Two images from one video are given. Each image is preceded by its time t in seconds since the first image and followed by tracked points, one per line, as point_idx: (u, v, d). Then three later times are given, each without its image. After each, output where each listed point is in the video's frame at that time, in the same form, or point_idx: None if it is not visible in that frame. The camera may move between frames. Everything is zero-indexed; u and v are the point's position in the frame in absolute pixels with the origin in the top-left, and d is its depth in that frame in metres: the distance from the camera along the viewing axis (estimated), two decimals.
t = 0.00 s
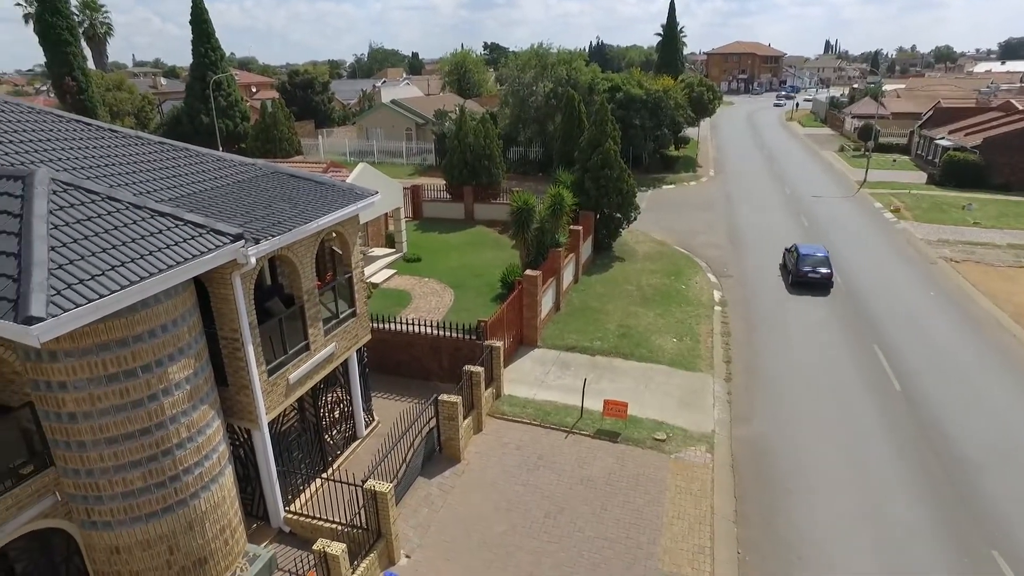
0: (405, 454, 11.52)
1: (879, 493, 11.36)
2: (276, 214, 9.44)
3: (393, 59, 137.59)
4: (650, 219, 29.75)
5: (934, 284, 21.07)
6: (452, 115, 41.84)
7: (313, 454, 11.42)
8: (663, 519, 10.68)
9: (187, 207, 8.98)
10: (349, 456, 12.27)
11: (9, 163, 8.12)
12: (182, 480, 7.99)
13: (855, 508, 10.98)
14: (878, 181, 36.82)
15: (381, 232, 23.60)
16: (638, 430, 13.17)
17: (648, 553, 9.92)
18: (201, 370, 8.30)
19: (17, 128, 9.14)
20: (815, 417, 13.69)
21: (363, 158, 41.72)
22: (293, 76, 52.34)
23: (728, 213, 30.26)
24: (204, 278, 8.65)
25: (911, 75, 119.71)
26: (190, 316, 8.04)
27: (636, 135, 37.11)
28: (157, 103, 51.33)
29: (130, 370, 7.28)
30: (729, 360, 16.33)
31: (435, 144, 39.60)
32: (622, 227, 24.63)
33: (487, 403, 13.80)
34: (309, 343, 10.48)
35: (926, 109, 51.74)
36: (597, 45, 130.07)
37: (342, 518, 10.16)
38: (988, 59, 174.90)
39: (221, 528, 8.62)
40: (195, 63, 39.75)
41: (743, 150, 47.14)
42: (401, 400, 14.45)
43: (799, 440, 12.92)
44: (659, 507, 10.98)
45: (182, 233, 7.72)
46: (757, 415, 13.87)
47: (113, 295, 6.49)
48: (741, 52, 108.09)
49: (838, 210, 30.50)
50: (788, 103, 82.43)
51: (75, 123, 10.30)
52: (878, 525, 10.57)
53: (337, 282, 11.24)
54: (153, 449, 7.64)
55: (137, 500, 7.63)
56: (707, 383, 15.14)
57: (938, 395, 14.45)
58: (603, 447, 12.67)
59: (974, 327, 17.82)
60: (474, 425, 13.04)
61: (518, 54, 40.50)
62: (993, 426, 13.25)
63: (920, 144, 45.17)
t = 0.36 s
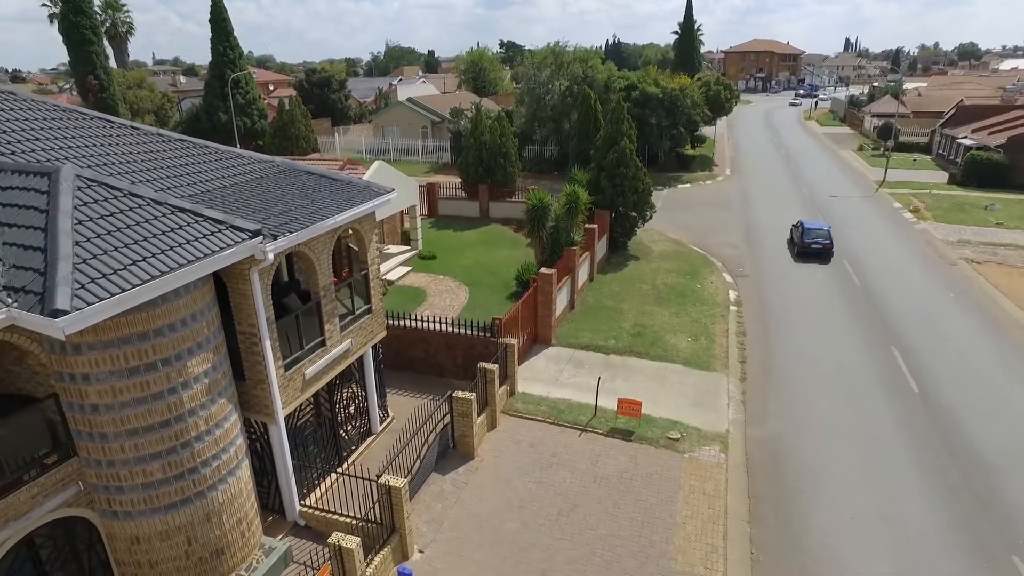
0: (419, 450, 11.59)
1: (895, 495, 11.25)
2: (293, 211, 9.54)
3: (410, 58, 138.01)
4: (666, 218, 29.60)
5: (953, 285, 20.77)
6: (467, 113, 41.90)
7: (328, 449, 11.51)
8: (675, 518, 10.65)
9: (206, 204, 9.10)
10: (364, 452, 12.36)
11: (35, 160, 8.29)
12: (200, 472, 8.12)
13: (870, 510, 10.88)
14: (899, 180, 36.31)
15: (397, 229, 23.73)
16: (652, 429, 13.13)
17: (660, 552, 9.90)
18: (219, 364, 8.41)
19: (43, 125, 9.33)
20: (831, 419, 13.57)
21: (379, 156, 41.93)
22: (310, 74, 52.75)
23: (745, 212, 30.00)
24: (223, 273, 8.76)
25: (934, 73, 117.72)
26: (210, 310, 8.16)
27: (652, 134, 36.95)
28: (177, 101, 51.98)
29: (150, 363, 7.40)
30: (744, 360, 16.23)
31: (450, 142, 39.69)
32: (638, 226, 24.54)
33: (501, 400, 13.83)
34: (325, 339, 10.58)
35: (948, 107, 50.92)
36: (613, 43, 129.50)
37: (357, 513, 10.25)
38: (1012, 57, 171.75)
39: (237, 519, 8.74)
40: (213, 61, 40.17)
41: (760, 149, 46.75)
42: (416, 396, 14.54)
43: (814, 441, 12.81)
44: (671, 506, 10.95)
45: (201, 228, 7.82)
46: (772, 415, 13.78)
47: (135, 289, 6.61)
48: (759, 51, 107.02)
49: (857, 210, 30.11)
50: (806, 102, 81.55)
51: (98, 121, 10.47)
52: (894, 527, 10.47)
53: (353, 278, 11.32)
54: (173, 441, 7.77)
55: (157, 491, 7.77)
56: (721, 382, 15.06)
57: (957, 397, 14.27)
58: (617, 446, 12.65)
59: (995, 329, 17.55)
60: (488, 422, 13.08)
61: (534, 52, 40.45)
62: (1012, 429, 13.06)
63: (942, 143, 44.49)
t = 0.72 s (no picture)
0: (435, 447, 11.63)
1: (913, 497, 11.11)
2: (312, 207, 9.61)
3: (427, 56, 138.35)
4: (682, 217, 29.39)
5: (976, 287, 20.42)
6: (483, 111, 41.90)
7: (344, 445, 11.59)
8: (690, 518, 10.59)
9: (226, 200, 9.20)
10: (379, 448, 12.43)
11: (60, 156, 8.42)
12: (218, 465, 8.22)
13: (888, 512, 10.75)
14: (921, 180, 35.74)
15: (413, 227, 23.83)
16: (667, 429, 13.06)
17: (675, 552, 9.85)
18: (238, 359, 8.50)
19: (67, 122, 9.48)
20: (850, 420, 13.40)
21: (396, 154, 42.11)
22: (328, 73, 53.10)
23: (762, 212, 29.72)
24: (242, 269, 8.85)
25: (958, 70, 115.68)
26: (229, 306, 8.24)
27: (669, 133, 36.73)
28: (196, 99, 52.60)
29: (170, 357, 7.50)
30: (761, 361, 16.08)
31: (467, 140, 39.73)
32: (654, 225, 24.41)
33: (516, 398, 13.84)
34: (342, 335, 10.66)
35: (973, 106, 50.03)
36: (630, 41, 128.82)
37: (372, 508, 10.31)
38: None
39: (254, 513, 8.83)
40: (233, 59, 40.54)
41: (779, 148, 46.27)
42: (431, 393, 14.59)
43: (831, 442, 12.67)
44: (686, 506, 10.89)
45: (222, 224, 7.91)
46: (789, 416, 13.65)
47: (157, 284, 6.70)
48: (778, 49, 105.83)
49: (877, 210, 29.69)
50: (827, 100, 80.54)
51: (121, 118, 10.61)
52: (912, 531, 10.31)
53: (370, 275, 11.39)
54: (192, 435, 7.87)
55: (176, 483, 7.88)
56: (737, 383, 14.95)
57: (978, 400, 14.04)
58: (632, 446, 12.60)
59: (1018, 332, 17.24)
60: (503, 420, 13.09)
61: (551, 50, 40.37)
62: None
63: (965, 143, 43.75)
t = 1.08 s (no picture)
0: (450, 445, 11.66)
1: (931, 501, 10.95)
2: (330, 204, 9.67)
3: (444, 53, 138.53)
4: (699, 217, 29.17)
5: (1000, 290, 20.04)
6: (500, 109, 41.88)
7: (359, 441, 11.65)
8: (705, 519, 10.52)
9: (245, 197, 9.28)
10: (394, 444, 12.49)
11: (84, 153, 8.56)
12: (236, 460, 8.30)
13: (907, 515, 10.60)
14: (943, 180, 35.13)
15: (430, 224, 23.92)
16: (683, 429, 12.99)
17: (689, 553, 9.79)
18: (256, 355, 8.57)
19: (92, 119, 9.63)
20: (868, 423, 13.23)
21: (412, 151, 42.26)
22: (346, 71, 53.43)
23: (780, 212, 29.43)
24: (261, 266, 8.94)
25: (983, 68, 113.62)
26: (248, 301, 8.32)
27: (686, 132, 36.51)
28: (216, 96, 53.24)
29: (190, 352, 7.59)
30: (778, 362, 15.92)
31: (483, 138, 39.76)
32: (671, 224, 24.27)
33: (532, 397, 13.83)
34: (359, 331, 10.72)
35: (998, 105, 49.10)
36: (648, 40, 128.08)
37: (387, 504, 10.37)
38: None
39: (270, 507, 8.91)
40: (252, 57, 40.90)
41: (798, 148, 45.76)
42: (446, 390, 14.63)
43: (849, 445, 12.51)
44: (700, 507, 10.82)
45: (241, 221, 7.98)
46: (805, 417, 13.50)
47: (178, 280, 6.78)
48: (798, 47, 104.58)
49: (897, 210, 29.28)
50: (847, 99, 79.46)
51: (143, 115, 10.74)
52: (931, 535, 10.16)
53: (387, 272, 11.44)
54: (210, 429, 7.96)
55: (194, 477, 7.98)
56: (753, 383, 14.82)
57: (1000, 403, 13.80)
58: (647, 446, 12.54)
59: None
60: (518, 418, 13.09)
61: (568, 48, 40.26)
62: None
63: (990, 142, 42.95)
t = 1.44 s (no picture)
0: (464, 441, 11.69)
1: (952, 505, 10.78)
2: (348, 201, 9.73)
3: (461, 51, 138.63)
4: (717, 216, 28.94)
5: None
6: (517, 107, 41.87)
7: (375, 437, 11.72)
8: (720, 520, 10.44)
9: (264, 193, 9.37)
10: (409, 441, 12.54)
11: (108, 150, 8.70)
12: (253, 453, 8.40)
13: (926, 519, 10.45)
14: (967, 180, 34.50)
15: (446, 222, 23.99)
16: (698, 429, 12.90)
17: (703, 553, 9.73)
18: (274, 349, 8.66)
19: (115, 117, 9.77)
20: (887, 425, 13.06)
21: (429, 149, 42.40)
22: (363, 68, 53.72)
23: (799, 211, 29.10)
24: (279, 262, 9.01)
25: (1009, 67, 111.37)
26: (266, 297, 8.40)
27: (704, 131, 36.25)
28: (235, 94, 53.79)
29: (209, 346, 7.68)
30: (796, 363, 15.76)
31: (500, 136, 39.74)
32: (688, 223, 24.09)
33: (547, 395, 13.82)
34: (375, 328, 10.77)
35: None
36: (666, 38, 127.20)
37: (401, 500, 10.42)
38: None
39: (287, 501, 9.00)
40: (271, 54, 41.27)
41: (818, 147, 45.20)
42: (461, 387, 14.68)
43: (867, 447, 12.36)
44: (715, 507, 10.74)
45: (260, 217, 8.05)
46: (823, 419, 13.36)
47: (198, 275, 6.86)
48: (819, 45, 103.24)
49: (919, 211, 28.85)
50: (868, 98, 78.31)
51: (165, 112, 10.88)
52: (951, 540, 10.01)
53: (404, 269, 11.48)
54: (228, 423, 8.05)
55: (213, 469, 8.08)
56: (770, 384, 14.68)
57: None
58: (662, 446, 12.47)
59: None
60: (532, 416, 13.09)
61: (586, 46, 40.09)
62: None
63: (1016, 142, 42.10)
